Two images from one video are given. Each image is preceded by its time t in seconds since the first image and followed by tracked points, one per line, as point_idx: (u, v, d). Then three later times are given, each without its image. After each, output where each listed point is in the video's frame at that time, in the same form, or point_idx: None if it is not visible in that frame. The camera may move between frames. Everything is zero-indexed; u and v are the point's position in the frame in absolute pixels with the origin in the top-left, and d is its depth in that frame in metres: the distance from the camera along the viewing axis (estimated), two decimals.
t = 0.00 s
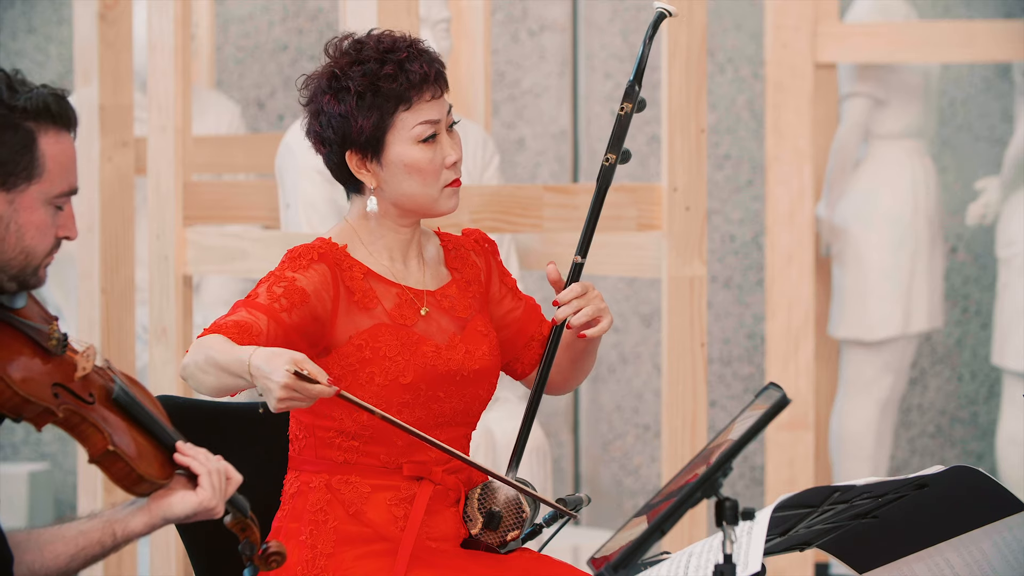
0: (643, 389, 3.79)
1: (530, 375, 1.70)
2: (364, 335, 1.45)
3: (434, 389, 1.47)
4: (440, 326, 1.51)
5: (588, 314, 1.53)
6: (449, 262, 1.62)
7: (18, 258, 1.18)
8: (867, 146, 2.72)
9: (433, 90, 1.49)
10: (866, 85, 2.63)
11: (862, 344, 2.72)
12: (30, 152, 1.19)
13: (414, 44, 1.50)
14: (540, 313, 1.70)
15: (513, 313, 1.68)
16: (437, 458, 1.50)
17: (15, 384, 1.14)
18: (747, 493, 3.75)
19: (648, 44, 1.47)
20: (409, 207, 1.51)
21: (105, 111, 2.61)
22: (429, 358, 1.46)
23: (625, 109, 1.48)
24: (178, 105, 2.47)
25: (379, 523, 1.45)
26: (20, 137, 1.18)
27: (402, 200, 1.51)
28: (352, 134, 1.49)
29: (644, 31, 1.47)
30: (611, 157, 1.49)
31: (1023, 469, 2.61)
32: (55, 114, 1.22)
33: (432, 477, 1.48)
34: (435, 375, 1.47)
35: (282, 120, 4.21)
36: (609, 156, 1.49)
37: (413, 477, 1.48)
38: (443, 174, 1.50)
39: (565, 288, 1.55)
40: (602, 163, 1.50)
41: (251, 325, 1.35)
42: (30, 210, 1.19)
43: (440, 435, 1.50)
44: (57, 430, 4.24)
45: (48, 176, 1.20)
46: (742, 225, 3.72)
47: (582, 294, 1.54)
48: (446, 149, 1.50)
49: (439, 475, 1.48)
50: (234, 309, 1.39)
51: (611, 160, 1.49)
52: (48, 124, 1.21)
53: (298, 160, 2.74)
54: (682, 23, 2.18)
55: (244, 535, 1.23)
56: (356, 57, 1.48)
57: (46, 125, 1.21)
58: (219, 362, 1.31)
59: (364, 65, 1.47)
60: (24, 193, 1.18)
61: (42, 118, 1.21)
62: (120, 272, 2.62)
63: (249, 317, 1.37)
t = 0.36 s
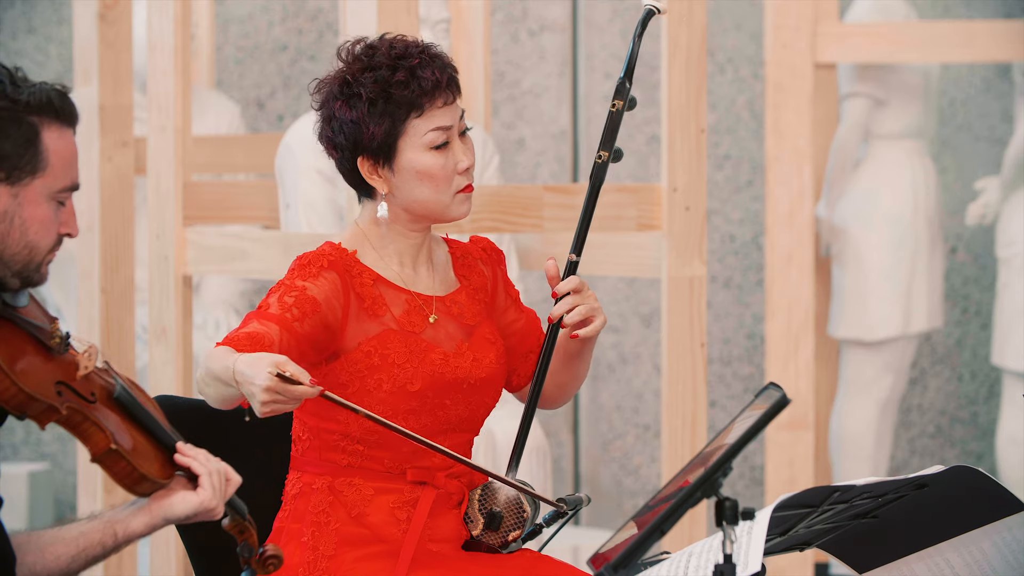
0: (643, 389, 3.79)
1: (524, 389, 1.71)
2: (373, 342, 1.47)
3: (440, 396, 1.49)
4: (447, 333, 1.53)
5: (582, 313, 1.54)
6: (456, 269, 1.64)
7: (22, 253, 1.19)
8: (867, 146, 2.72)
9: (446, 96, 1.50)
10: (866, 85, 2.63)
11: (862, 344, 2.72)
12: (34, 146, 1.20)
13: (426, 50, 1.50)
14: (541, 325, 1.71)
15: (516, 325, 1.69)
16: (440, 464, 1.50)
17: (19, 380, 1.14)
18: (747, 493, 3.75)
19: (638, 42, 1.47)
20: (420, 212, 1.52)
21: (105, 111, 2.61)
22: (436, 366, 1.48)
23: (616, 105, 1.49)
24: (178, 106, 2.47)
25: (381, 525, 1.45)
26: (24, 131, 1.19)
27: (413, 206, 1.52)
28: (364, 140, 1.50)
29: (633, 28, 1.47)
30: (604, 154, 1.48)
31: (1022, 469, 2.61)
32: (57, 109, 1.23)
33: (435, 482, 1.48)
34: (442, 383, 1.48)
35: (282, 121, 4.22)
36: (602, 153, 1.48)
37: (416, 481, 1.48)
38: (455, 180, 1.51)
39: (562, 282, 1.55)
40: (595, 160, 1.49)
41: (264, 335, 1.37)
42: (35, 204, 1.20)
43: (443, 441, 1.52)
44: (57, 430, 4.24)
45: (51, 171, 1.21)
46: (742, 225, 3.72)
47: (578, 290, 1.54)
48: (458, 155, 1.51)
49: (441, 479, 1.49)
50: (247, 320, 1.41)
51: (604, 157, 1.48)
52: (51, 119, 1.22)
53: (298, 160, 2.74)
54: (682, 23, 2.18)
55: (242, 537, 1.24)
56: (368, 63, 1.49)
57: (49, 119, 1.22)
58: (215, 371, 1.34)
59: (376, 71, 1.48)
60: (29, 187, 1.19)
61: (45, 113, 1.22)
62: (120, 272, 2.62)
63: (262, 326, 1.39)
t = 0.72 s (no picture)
0: (643, 389, 3.79)
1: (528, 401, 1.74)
2: (388, 347, 1.49)
3: (451, 405, 1.50)
4: (461, 341, 1.54)
5: (589, 318, 1.55)
6: (470, 276, 1.66)
7: (22, 249, 1.21)
8: (867, 145, 2.72)
9: (481, 113, 1.51)
10: (866, 85, 2.63)
11: (863, 344, 2.72)
12: (32, 140, 1.22)
13: (467, 64, 1.52)
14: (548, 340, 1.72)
15: (525, 335, 1.71)
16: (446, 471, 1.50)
17: (20, 379, 1.14)
18: (747, 493, 3.75)
19: (648, 46, 1.47)
20: (440, 224, 1.53)
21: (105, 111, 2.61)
22: (450, 375, 1.49)
23: (626, 110, 1.49)
24: (178, 106, 2.47)
25: (383, 527, 1.46)
26: (22, 125, 1.21)
27: (433, 216, 1.53)
28: (394, 145, 1.52)
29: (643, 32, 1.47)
30: (612, 159, 1.49)
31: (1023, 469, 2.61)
32: (54, 104, 1.25)
33: (439, 486, 1.48)
34: (455, 391, 1.50)
35: (282, 121, 4.22)
36: (610, 157, 1.49)
37: (420, 485, 1.48)
38: (479, 197, 1.52)
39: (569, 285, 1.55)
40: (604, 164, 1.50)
41: (289, 357, 1.39)
42: (34, 199, 1.22)
43: (449, 448, 1.53)
44: (57, 430, 4.23)
45: (48, 166, 1.23)
46: (742, 225, 3.72)
47: (584, 295, 1.54)
48: (486, 172, 1.52)
49: (445, 484, 1.49)
50: (269, 339, 1.42)
51: (612, 162, 1.49)
52: (47, 113, 1.24)
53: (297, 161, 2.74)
54: (682, 23, 2.18)
55: (237, 546, 1.27)
56: (408, 70, 1.51)
57: (46, 114, 1.24)
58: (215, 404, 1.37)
59: (415, 79, 1.49)
60: (28, 181, 1.21)
61: (43, 108, 1.24)
62: (120, 272, 2.62)
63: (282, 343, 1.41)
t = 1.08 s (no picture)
0: (644, 389, 3.80)
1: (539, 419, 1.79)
2: (407, 359, 1.52)
3: (463, 421, 1.55)
4: (478, 356, 1.58)
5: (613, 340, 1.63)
6: (496, 291, 1.71)
7: (18, 243, 1.21)
8: (867, 145, 2.72)
9: (546, 143, 1.52)
10: (866, 86, 2.63)
11: (863, 344, 2.72)
12: (23, 133, 1.22)
13: (543, 94, 1.53)
14: (564, 357, 1.80)
15: (542, 353, 1.77)
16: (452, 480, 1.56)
17: (21, 380, 1.14)
18: (747, 493, 3.75)
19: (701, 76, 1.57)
20: (481, 244, 1.55)
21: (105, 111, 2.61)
22: (466, 393, 1.53)
23: (672, 136, 1.58)
24: (178, 106, 2.47)
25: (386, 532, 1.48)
26: (13, 119, 1.21)
27: (476, 235, 1.54)
28: (454, 156, 1.52)
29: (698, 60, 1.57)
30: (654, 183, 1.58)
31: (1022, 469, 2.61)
32: (44, 98, 1.26)
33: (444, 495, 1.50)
34: (467, 409, 1.54)
35: (282, 121, 4.23)
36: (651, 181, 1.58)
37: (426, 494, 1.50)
38: (525, 226, 1.53)
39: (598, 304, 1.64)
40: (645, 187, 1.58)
41: (306, 392, 1.43)
42: (28, 192, 1.22)
43: (457, 462, 1.57)
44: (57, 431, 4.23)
45: (41, 160, 1.23)
46: (742, 225, 3.73)
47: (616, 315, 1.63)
48: (536, 203, 1.53)
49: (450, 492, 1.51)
50: (279, 370, 1.44)
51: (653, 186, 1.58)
52: (38, 108, 1.24)
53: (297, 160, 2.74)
54: (682, 24, 2.18)
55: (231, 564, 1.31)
56: (486, 86, 1.52)
57: (36, 108, 1.24)
58: (325, 458, 1.36)
59: (491, 96, 1.50)
60: (21, 175, 1.21)
61: (33, 102, 1.24)
62: (120, 272, 2.62)
63: (298, 379, 1.43)
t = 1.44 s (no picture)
0: (643, 389, 3.80)
1: (555, 395, 1.81)
2: (410, 359, 1.52)
3: (469, 421, 1.54)
4: (484, 356, 1.57)
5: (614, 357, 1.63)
6: (503, 284, 1.71)
7: (9, 240, 1.21)
8: (867, 146, 2.72)
9: (529, 141, 1.51)
10: (866, 85, 2.62)
11: (863, 344, 2.72)
12: (11, 129, 1.23)
13: (520, 92, 1.52)
14: (576, 341, 1.79)
15: (553, 338, 1.77)
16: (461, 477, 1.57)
17: (16, 378, 1.13)
18: (747, 493, 3.75)
19: (714, 81, 1.50)
20: (475, 244, 1.54)
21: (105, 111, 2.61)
22: (470, 392, 1.53)
23: (684, 142, 1.53)
24: (178, 106, 2.47)
25: (390, 531, 1.49)
26: None
27: (469, 236, 1.54)
28: (438, 162, 1.52)
29: (711, 63, 1.48)
30: (664, 187, 1.55)
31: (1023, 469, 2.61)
32: (31, 94, 1.27)
33: (450, 495, 1.50)
34: (472, 410, 1.53)
35: (282, 121, 4.24)
36: (662, 185, 1.55)
37: (431, 494, 1.50)
38: (517, 223, 1.52)
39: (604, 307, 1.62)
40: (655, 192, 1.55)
41: (291, 358, 1.42)
42: (17, 189, 1.23)
43: (463, 461, 1.57)
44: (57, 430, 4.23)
45: (28, 156, 1.24)
46: (742, 225, 3.73)
47: (617, 323, 1.61)
48: (527, 199, 1.52)
49: (457, 493, 1.51)
50: (272, 338, 1.45)
51: (663, 191, 1.55)
52: (25, 104, 1.26)
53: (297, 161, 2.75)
54: (682, 23, 2.18)
55: None
56: (462, 90, 1.52)
57: (23, 105, 1.25)
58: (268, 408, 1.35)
59: (467, 99, 1.50)
60: (9, 171, 1.22)
61: (20, 99, 1.26)
62: (120, 272, 2.62)
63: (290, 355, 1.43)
